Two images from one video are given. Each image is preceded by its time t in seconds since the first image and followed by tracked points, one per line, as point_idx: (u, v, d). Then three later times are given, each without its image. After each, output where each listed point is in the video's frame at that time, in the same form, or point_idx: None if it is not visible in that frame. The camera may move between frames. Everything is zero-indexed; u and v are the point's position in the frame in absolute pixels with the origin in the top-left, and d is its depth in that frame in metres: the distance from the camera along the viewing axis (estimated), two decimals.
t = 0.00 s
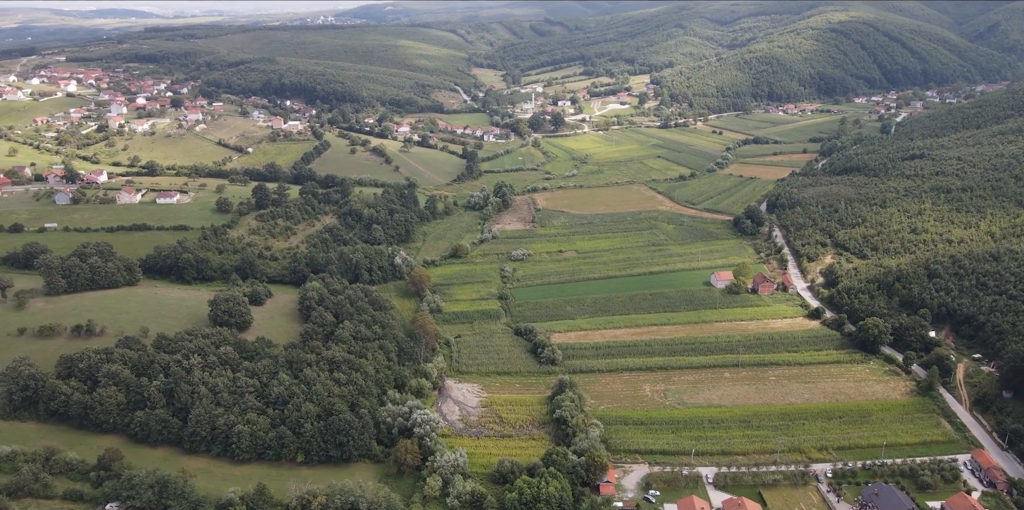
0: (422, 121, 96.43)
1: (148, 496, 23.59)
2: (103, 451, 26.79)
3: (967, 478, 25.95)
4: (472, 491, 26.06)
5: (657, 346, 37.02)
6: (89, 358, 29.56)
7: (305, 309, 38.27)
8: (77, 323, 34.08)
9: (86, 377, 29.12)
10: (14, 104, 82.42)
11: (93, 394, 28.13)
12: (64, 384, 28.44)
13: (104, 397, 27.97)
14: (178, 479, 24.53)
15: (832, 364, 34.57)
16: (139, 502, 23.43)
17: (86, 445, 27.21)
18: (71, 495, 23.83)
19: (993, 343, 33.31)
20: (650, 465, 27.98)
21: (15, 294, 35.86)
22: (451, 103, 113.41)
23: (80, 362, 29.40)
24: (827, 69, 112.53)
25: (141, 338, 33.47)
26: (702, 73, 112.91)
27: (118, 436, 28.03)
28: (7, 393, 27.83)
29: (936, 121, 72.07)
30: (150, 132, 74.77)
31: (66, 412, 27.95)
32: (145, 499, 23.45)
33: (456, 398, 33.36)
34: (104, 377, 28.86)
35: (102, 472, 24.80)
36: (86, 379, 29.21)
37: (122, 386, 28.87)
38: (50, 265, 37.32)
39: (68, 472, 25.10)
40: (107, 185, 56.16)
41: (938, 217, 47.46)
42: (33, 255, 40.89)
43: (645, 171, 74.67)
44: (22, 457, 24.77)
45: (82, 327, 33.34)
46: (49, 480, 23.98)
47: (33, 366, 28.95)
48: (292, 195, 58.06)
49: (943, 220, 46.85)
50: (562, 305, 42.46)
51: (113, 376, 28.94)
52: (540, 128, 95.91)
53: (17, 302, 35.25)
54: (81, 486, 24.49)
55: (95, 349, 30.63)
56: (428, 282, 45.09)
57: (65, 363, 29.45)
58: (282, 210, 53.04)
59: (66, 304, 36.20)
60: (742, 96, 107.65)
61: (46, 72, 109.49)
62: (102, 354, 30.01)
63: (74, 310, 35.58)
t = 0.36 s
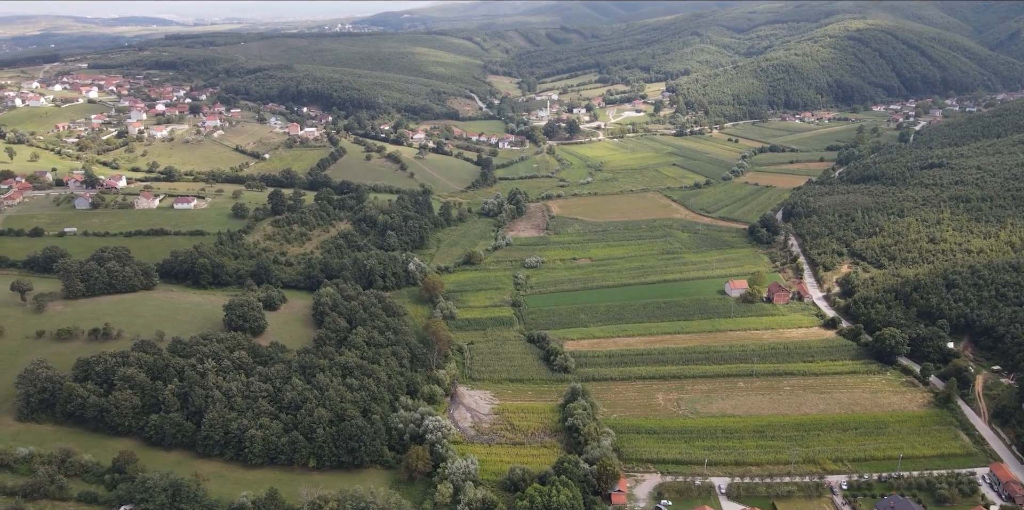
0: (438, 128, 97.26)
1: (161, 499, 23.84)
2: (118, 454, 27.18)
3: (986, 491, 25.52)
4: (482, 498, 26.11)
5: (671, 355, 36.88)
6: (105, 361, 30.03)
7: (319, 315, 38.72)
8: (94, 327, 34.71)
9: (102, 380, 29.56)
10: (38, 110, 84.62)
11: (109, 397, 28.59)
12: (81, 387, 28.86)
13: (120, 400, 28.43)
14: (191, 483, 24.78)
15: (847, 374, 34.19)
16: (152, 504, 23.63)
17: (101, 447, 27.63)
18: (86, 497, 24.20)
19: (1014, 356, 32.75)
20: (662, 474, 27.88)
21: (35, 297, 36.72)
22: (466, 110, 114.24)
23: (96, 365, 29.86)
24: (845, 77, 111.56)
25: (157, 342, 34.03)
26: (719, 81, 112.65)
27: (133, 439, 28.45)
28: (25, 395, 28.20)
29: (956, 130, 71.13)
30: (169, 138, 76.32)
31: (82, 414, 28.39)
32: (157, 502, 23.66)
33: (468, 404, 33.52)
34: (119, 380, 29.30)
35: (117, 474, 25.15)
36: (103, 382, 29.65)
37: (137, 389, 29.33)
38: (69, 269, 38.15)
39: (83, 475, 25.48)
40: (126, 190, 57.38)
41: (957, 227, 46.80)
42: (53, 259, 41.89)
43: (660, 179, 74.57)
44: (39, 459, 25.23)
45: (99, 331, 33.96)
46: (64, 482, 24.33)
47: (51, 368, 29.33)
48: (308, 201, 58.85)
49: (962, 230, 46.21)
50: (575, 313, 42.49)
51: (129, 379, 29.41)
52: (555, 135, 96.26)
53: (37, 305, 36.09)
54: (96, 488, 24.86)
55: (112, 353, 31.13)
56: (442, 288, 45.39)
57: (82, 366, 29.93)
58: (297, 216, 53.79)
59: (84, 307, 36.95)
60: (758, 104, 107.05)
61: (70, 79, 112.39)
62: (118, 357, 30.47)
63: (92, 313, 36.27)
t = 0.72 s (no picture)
0: (453, 137, 98.13)
1: (174, 505, 24.09)
2: (132, 459, 27.57)
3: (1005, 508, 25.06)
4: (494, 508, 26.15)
5: (684, 366, 36.68)
6: (121, 367, 30.53)
7: (332, 323, 39.15)
8: (111, 332, 35.33)
9: (118, 386, 30.07)
10: (60, 119, 86.86)
11: (124, 402, 29.07)
12: (97, 393, 29.39)
13: (136, 406, 28.91)
14: (203, 489, 25.02)
15: (863, 388, 33.77)
16: None
17: (116, 453, 28.07)
18: (101, 502, 24.52)
19: None
20: (674, 486, 27.72)
21: (54, 303, 37.54)
22: (481, 120, 115.14)
23: (113, 371, 30.40)
24: (862, 88, 110.70)
25: (172, 349, 34.54)
26: (734, 92, 112.45)
27: (147, 445, 28.86)
28: (42, 400, 28.73)
29: (976, 141, 70.24)
30: (188, 147, 77.92)
31: (98, 419, 28.88)
32: (171, 508, 23.86)
33: (480, 414, 33.65)
34: (135, 386, 29.80)
35: (131, 480, 25.49)
36: (119, 388, 30.17)
37: (152, 395, 29.79)
38: (88, 275, 38.98)
39: (98, 480, 25.88)
40: (144, 198, 58.66)
41: (977, 239, 46.16)
42: (72, 266, 42.91)
43: (675, 189, 74.44)
44: (55, 463, 25.65)
45: (116, 337, 34.50)
46: (79, 487, 24.66)
47: (68, 374, 29.84)
48: (323, 209, 59.63)
49: (982, 243, 45.57)
50: (589, 323, 42.48)
51: (144, 386, 29.88)
52: (570, 145, 96.65)
53: (55, 310, 36.92)
54: (110, 493, 25.14)
55: (128, 359, 31.65)
56: (455, 297, 45.68)
57: (99, 372, 30.48)
58: (312, 224, 54.55)
59: (101, 313, 37.70)
60: (774, 114, 106.59)
61: (92, 88, 115.35)
62: (133, 363, 30.96)
63: (109, 319, 36.97)
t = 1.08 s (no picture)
0: (465, 147, 98.89)
1: None
2: (144, 467, 27.84)
3: None
4: None
5: (697, 378, 36.50)
6: (134, 374, 30.89)
7: (344, 332, 39.50)
8: (125, 340, 35.86)
9: (131, 393, 30.42)
10: (78, 129, 88.82)
11: (137, 410, 29.41)
12: (110, 400, 29.74)
13: (148, 414, 29.22)
14: (213, 498, 25.22)
15: (878, 402, 33.41)
16: None
17: (128, 461, 28.35)
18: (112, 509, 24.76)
19: None
20: (686, 500, 27.59)
21: (69, 310, 38.26)
22: (494, 130, 115.97)
23: (126, 379, 30.77)
24: (877, 99, 110.04)
25: (185, 357, 34.97)
26: (748, 103, 112.35)
27: (159, 453, 29.14)
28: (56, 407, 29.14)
29: (993, 153, 69.50)
30: (203, 157, 79.33)
31: (110, 427, 29.21)
32: None
33: (490, 425, 33.72)
34: (148, 394, 30.16)
35: (143, 487, 25.74)
36: (131, 395, 30.49)
37: (164, 403, 30.11)
38: (103, 283, 39.70)
39: (110, 487, 26.15)
40: (159, 207, 59.76)
41: (994, 253, 45.60)
42: (88, 274, 43.78)
43: (687, 200, 74.34)
44: (67, 470, 25.96)
45: (130, 345, 34.98)
46: (90, 494, 24.92)
47: (82, 381, 30.25)
48: (336, 219, 60.31)
49: (1000, 256, 44.99)
50: (600, 335, 42.48)
51: (156, 393, 30.22)
52: (583, 156, 97.00)
53: (70, 317, 37.62)
54: (121, 501, 25.40)
55: (141, 367, 32.03)
56: (467, 307, 45.92)
57: (112, 379, 30.87)
58: (325, 234, 55.23)
59: (115, 320, 38.34)
60: (788, 125, 106.21)
61: (110, 98, 117.91)
62: (146, 371, 31.35)
63: (122, 327, 37.55)
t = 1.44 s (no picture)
0: (476, 163, 99.74)
1: None
2: (153, 481, 27.96)
3: None
4: None
5: (708, 396, 36.29)
6: (145, 388, 31.19)
7: (353, 347, 39.75)
8: (136, 354, 36.29)
9: (141, 407, 30.68)
10: (94, 144, 90.75)
11: (147, 424, 29.60)
12: (120, 414, 29.96)
13: (158, 428, 29.41)
14: None
15: (891, 421, 33.02)
16: None
17: (137, 475, 28.48)
18: None
19: None
20: None
21: (82, 325, 38.87)
22: (504, 147, 116.91)
23: (136, 392, 31.06)
24: (889, 116, 109.71)
25: (195, 371, 35.31)
26: (758, 120, 112.55)
27: (168, 467, 29.21)
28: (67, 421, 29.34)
29: (1007, 171, 69.02)
30: (217, 172, 80.67)
31: (120, 441, 29.40)
32: None
33: (500, 441, 33.71)
34: (159, 408, 30.40)
35: (152, 501, 25.86)
36: (141, 409, 30.74)
37: (174, 417, 30.32)
38: (115, 298, 40.32)
39: (119, 501, 26.27)
40: (172, 221, 60.76)
41: (1010, 272, 45.15)
42: (101, 288, 44.53)
43: (697, 217, 74.35)
44: (77, 483, 26.14)
45: (141, 359, 35.39)
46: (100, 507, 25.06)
47: (93, 395, 30.54)
48: (347, 234, 60.97)
49: (1015, 275, 44.52)
50: (610, 351, 42.43)
51: (166, 407, 30.47)
52: (593, 172, 97.41)
53: (82, 331, 38.21)
54: None
55: (152, 381, 32.35)
56: (476, 323, 46.08)
57: (123, 393, 31.16)
58: (336, 249, 55.84)
59: (127, 334, 38.89)
60: (799, 142, 106.03)
61: (126, 114, 120.40)
62: (157, 385, 31.65)
63: (134, 341, 38.04)
